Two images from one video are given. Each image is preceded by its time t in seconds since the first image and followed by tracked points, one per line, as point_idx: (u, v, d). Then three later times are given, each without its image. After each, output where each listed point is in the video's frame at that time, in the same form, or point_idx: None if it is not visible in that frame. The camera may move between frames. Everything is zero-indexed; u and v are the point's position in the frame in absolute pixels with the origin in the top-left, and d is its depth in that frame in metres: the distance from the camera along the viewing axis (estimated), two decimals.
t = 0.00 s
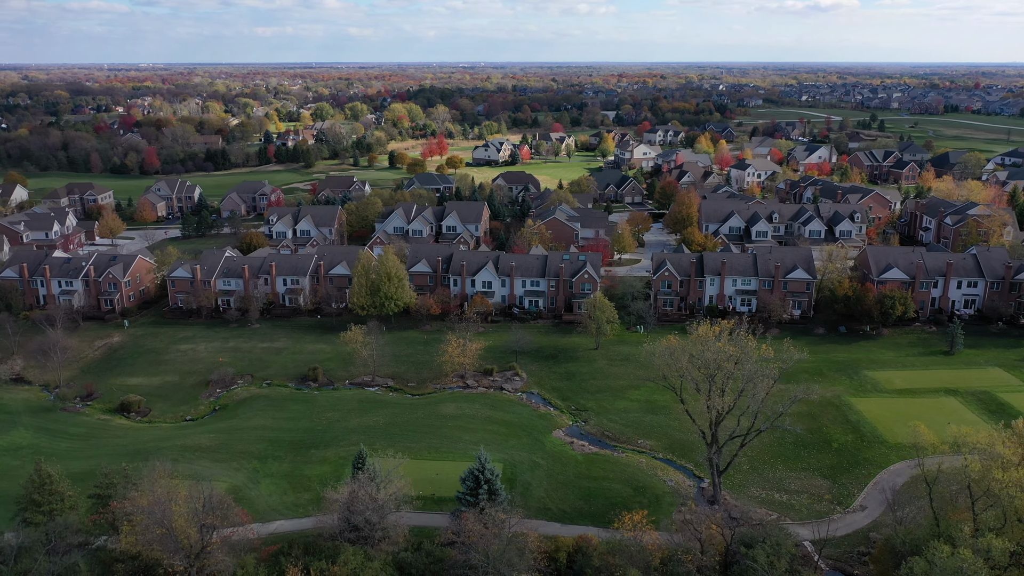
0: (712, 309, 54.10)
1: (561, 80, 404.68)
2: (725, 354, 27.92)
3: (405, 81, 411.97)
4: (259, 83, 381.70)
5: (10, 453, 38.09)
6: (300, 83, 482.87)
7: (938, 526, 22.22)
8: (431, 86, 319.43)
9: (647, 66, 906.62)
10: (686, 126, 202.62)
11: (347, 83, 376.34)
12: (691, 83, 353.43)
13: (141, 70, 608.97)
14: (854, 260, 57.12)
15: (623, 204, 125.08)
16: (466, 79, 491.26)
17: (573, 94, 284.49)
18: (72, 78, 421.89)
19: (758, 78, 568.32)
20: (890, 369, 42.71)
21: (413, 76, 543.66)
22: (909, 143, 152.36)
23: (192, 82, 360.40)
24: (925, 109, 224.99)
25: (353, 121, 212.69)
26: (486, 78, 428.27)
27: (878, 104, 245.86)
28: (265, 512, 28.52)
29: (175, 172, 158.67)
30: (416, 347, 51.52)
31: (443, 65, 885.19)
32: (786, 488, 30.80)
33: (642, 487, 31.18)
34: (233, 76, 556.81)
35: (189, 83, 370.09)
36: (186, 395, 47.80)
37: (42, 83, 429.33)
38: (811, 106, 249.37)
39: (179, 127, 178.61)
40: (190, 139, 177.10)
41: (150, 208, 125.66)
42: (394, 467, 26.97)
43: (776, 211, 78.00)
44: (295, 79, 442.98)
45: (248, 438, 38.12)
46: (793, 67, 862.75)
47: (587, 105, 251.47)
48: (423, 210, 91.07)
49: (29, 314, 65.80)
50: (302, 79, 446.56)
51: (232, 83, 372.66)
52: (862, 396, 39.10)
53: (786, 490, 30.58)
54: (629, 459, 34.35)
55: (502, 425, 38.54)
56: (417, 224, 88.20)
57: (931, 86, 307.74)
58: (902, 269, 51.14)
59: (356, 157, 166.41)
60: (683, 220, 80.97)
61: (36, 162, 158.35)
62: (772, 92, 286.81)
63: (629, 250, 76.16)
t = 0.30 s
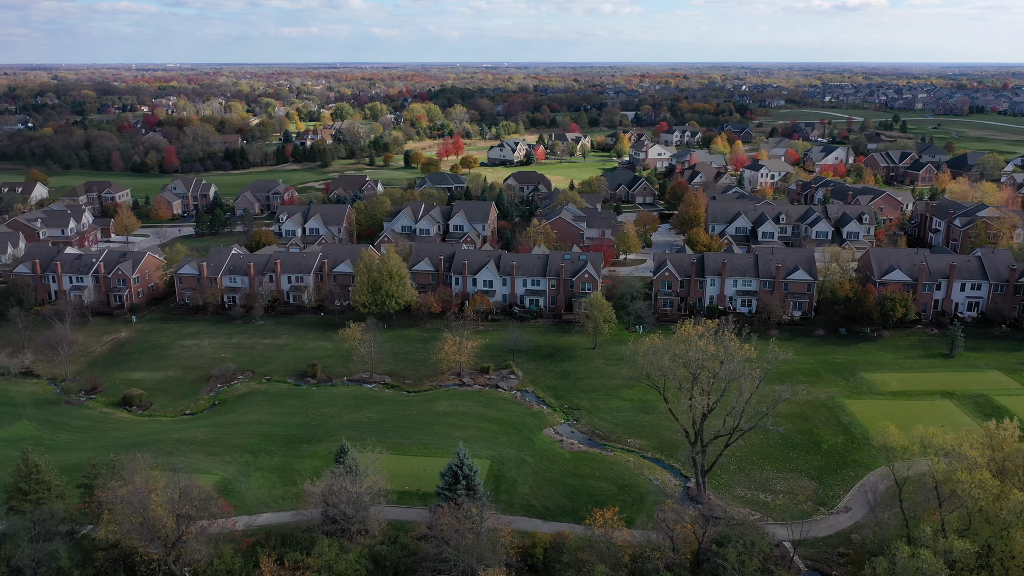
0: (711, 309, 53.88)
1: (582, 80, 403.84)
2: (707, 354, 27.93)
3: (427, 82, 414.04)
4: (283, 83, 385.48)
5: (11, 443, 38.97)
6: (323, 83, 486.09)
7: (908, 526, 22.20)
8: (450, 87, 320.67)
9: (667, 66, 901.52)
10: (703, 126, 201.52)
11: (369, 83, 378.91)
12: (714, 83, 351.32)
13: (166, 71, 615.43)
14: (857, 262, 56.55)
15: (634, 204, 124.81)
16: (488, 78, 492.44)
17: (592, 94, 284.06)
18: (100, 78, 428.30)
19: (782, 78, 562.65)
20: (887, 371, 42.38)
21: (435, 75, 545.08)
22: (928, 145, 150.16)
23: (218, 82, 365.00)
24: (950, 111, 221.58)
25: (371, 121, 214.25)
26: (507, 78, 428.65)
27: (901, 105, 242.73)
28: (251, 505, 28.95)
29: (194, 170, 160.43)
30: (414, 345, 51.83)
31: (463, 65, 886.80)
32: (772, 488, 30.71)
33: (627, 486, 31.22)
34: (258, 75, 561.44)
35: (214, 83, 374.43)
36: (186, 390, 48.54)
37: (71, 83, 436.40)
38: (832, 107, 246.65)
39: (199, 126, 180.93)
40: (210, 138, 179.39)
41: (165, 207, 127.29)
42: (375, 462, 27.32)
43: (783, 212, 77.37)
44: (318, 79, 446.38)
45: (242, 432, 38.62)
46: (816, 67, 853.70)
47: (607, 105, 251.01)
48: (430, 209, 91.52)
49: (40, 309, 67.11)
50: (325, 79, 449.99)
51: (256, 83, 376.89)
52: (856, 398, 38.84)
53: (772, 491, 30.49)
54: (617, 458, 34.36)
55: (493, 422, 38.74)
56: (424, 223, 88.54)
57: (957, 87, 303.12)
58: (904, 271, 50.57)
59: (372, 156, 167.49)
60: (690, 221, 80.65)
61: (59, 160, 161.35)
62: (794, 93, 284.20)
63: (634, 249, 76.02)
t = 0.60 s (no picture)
0: (711, 309, 53.68)
1: (602, 80, 402.58)
2: (690, 353, 27.93)
3: (448, 82, 415.29)
4: (306, 83, 388.47)
5: (12, 434, 39.84)
6: (345, 83, 488.95)
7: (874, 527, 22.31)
8: (471, 87, 321.41)
9: (688, 66, 895.60)
10: (720, 127, 200.26)
11: (390, 83, 380.75)
12: (738, 84, 348.81)
13: (219, 72, 622.55)
14: (861, 263, 55.99)
15: (645, 205, 124.43)
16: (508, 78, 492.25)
17: (611, 94, 283.13)
18: (127, 78, 434.19)
19: (805, 79, 557.17)
20: (883, 373, 42.08)
21: (456, 75, 545.63)
22: (947, 146, 148.14)
23: (242, 82, 368.33)
24: (974, 112, 218.12)
25: (388, 121, 215.37)
26: (529, 79, 428.31)
27: (925, 106, 239.40)
28: (238, 497, 29.39)
29: (213, 170, 161.55)
30: (412, 343, 52.16)
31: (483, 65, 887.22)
32: (757, 488, 30.61)
33: (611, 484, 31.29)
34: (281, 76, 565.39)
35: (237, 83, 378.08)
36: (188, 385, 49.25)
37: (99, 83, 442.97)
38: (854, 108, 243.64)
39: (218, 126, 182.91)
40: (229, 137, 181.24)
41: (180, 205, 128.85)
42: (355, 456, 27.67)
43: (789, 213, 76.73)
44: (340, 79, 448.97)
45: (237, 427, 39.14)
46: (839, 68, 844.11)
47: (627, 105, 250.35)
48: (437, 208, 91.90)
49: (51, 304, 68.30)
50: (347, 79, 452.53)
51: (279, 83, 380.26)
52: (849, 400, 38.63)
53: (756, 491, 30.38)
54: (605, 457, 34.44)
55: (484, 420, 38.99)
56: (431, 222, 89.00)
57: (985, 88, 298.10)
58: (905, 273, 50.05)
59: (387, 155, 168.34)
60: (697, 221, 80.29)
61: (81, 159, 164.05)
62: (816, 94, 281.32)
63: (638, 249, 75.92)
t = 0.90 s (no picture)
0: (710, 310, 53.52)
1: (623, 81, 401.38)
2: (671, 352, 27.95)
3: (470, 82, 416.15)
4: (329, 83, 391.38)
5: (14, 426, 40.75)
6: (366, 83, 491.81)
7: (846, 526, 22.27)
8: (490, 87, 321.75)
9: (711, 66, 887.52)
10: (737, 127, 198.73)
11: (412, 83, 382.24)
12: (761, 85, 345.61)
13: (243, 71, 629.55)
14: (863, 264, 55.53)
15: (655, 205, 124.05)
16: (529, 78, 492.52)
17: (631, 95, 282.09)
18: (152, 78, 440.28)
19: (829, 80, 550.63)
20: (879, 375, 41.77)
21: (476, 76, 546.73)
22: (966, 147, 145.89)
23: (266, 82, 371.76)
24: (1000, 113, 214.40)
25: (406, 121, 216.52)
26: (550, 78, 427.93)
27: (949, 108, 235.86)
28: (224, 490, 29.83)
29: (230, 169, 163.44)
30: (410, 341, 52.48)
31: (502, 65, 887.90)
32: (742, 488, 30.54)
33: (595, 482, 31.36)
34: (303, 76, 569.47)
35: (260, 83, 381.61)
36: (188, 380, 49.99)
37: (125, 84, 449.38)
38: (878, 108, 240.51)
39: (237, 125, 184.98)
40: (246, 136, 183.05)
41: (195, 203, 130.38)
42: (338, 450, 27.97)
43: (795, 214, 76.14)
44: (361, 80, 451.50)
45: (232, 421, 39.65)
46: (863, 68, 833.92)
47: (646, 105, 249.46)
48: (444, 207, 92.27)
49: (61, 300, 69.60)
50: (369, 80, 455.08)
51: (303, 83, 383.48)
52: (841, 401, 38.41)
53: (741, 491, 30.32)
54: (592, 455, 34.55)
55: (475, 417, 39.20)
56: (437, 221, 89.34)
57: (1015, 88, 292.64)
58: (906, 275, 49.59)
59: (402, 155, 169.05)
60: (703, 222, 79.96)
61: (102, 158, 166.88)
62: (837, 94, 278.19)
63: (642, 249, 75.79)
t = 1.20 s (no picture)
0: (708, 310, 53.31)
1: (643, 81, 399.90)
2: (652, 352, 28.01)
3: (490, 82, 416.72)
4: (350, 83, 393.89)
5: (14, 418, 41.60)
6: (387, 81, 493.90)
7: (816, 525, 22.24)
8: (509, 87, 321.91)
9: (731, 66, 881.78)
10: (753, 127, 197.34)
11: (432, 83, 383.49)
12: (783, 85, 342.44)
13: (266, 70, 635.75)
14: (864, 266, 55.08)
15: (664, 206, 123.62)
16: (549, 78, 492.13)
17: (650, 95, 280.93)
18: (176, 78, 444.68)
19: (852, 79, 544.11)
20: (873, 377, 41.51)
21: (497, 75, 547.12)
22: (985, 148, 143.68)
23: (288, 82, 375.05)
24: None
25: (423, 122, 217.43)
26: (571, 78, 427.19)
27: (972, 109, 232.46)
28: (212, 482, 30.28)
29: (246, 167, 165.09)
30: (408, 339, 52.80)
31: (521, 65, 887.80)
32: (726, 488, 30.44)
33: (580, 480, 31.46)
34: (326, 75, 572.43)
35: (282, 83, 384.58)
36: (188, 375, 50.71)
37: (151, 83, 454.59)
38: (900, 109, 237.38)
39: (255, 125, 186.67)
40: (263, 136, 184.79)
41: (207, 202, 131.84)
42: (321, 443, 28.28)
43: (801, 215, 75.49)
44: (382, 80, 452.89)
45: (226, 416, 40.16)
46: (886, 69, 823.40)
47: (663, 106, 248.29)
48: (451, 207, 92.57)
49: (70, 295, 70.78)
50: (389, 80, 456.68)
51: (324, 83, 386.32)
52: (832, 403, 38.23)
53: (724, 491, 30.23)
54: (578, 453, 34.68)
55: (466, 414, 39.45)
56: (443, 221, 89.66)
57: None
58: (906, 276, 49.17)
59: (416, 155, 169.78)
60: (708, 223, 79.59)
61: (121, 156, 169.48)
62: (859, 95, 274.73)
63: (645, 249, 75.78)
